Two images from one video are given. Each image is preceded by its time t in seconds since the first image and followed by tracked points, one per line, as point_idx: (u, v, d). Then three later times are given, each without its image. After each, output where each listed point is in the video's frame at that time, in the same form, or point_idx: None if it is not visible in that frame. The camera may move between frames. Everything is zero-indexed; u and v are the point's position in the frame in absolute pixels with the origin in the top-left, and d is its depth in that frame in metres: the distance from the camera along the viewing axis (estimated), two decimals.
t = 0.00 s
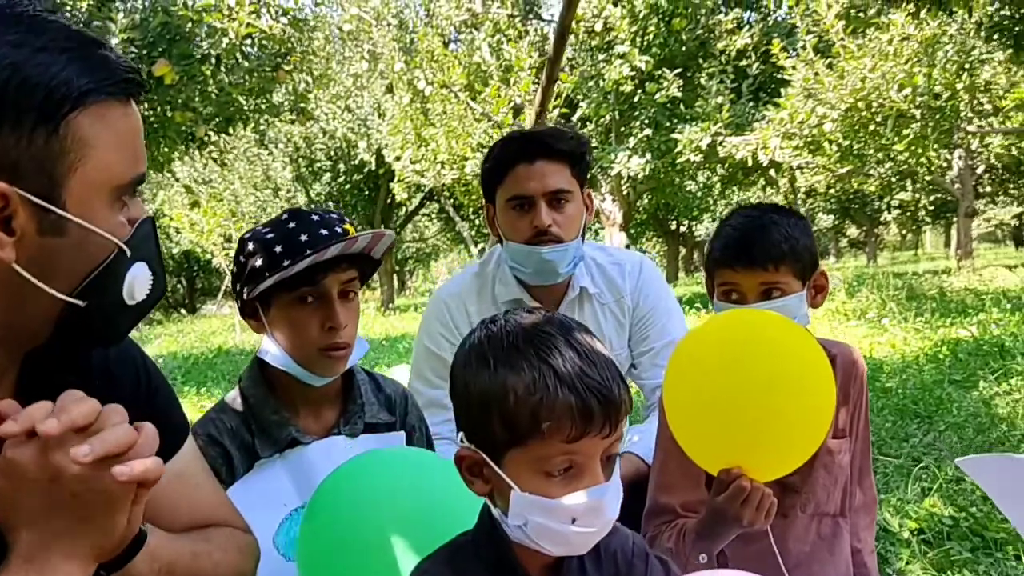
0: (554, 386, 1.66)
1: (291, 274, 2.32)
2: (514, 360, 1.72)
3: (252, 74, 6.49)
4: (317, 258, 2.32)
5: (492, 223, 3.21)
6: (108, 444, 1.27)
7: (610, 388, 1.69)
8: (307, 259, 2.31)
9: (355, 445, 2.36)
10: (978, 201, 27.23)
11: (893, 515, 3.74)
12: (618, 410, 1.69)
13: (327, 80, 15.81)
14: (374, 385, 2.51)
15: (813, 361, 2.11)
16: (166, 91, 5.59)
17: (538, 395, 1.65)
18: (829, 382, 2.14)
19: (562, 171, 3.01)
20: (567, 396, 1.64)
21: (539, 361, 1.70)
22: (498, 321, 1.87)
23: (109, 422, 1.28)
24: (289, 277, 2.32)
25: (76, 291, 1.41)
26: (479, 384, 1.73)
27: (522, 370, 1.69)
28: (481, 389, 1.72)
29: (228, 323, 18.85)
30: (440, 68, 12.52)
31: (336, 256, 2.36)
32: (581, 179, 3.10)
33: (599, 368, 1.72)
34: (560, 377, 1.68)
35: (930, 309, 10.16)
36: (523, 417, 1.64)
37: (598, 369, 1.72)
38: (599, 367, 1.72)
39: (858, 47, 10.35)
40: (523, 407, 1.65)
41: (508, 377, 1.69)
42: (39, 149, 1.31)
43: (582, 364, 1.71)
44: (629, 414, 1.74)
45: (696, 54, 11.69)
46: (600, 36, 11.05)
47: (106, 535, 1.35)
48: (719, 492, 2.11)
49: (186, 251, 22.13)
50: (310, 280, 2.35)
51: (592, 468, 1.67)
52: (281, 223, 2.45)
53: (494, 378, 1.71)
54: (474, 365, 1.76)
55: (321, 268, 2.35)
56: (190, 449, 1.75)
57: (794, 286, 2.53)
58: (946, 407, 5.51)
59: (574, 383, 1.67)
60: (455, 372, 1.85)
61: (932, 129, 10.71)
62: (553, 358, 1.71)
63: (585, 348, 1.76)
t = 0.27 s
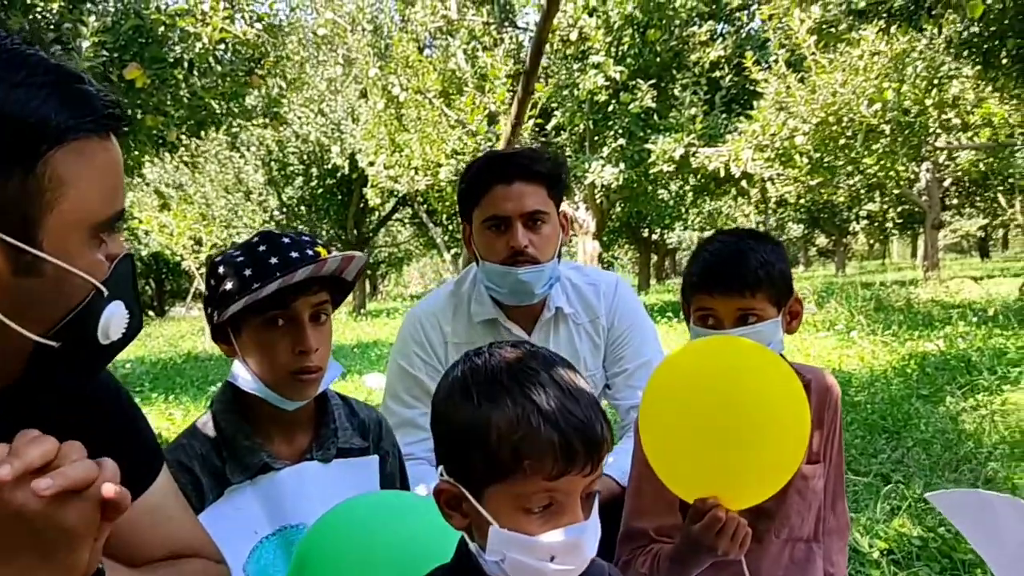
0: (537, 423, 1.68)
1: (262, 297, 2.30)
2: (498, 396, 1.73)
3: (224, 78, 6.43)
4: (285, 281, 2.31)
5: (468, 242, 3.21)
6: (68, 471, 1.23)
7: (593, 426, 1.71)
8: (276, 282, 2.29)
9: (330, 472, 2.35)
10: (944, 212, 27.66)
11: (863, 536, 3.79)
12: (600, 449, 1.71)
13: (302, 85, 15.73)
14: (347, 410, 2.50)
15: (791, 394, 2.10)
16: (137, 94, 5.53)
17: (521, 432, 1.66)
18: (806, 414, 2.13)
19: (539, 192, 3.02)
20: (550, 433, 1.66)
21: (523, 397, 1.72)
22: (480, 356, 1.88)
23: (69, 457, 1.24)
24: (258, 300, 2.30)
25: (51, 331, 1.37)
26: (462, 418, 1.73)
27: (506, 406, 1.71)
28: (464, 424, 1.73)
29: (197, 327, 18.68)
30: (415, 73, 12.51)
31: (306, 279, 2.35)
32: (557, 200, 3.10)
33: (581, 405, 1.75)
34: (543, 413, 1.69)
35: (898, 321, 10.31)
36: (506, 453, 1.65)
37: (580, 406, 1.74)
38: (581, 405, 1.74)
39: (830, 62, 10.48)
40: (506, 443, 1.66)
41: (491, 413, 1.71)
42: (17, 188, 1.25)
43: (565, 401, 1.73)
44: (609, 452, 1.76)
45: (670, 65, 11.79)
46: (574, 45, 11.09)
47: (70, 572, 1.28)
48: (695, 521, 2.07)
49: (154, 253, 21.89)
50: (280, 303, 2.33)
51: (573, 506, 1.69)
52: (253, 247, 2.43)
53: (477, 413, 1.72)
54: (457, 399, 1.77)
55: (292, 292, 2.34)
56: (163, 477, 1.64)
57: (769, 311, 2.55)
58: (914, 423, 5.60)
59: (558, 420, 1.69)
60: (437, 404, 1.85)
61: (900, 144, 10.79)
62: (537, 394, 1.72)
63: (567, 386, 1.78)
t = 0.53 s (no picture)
0: (532, 445, 1.65)
1: (242, 311, 2.25)
2: (492, 418, 1.70)
3: (211, 77, 6.36)
4: (266, 297, 2.26)
5: (456, 255, 3.18)
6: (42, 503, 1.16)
7: (587, 451, 1.70)
8: (255, 298, 2.24)
9: (311, 490, 2.30)
10: (927, 225, 27.84)
11: (846, 555, 3.79)
12: (593, 476, 1.69)
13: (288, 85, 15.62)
14: (330, 427, 2.46)
15: (783, 432, 2.06)
16: (120, 91, 5.45)
17: (516, 455, 1.64)
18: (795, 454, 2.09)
19: (528, 206, 2.98)
20: (546, 458, 1.64)
21: (519, 418, 1.69)
22: (473, 377, 1.85)
23: (48, 482, 1.18)
24: (238, 316, 2.25)
25: (28, 349, 1.34)
26: (455, 438, 1.70)
27: (501, 428, 1.67)
28: (457, 443, 1.69)
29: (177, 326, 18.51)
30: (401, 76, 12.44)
31: (287, 295, 2.30)
32: (546, 214, 3.07)
33: (575, 429, 1.73)
34: (539, 436, 1.67)
35: (880, 335, 10.33)
36: (500, 476, 1.62)
37: (575, 431, 1.72)
38: (576, 430, 1.73)
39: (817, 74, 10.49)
40: (500, 466, 1.63)
41: (485, 434, 1.68)
42: None
43: (560, 425, 1.71)
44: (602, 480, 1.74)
45: (658, 73, 11.86)
46: (563, 51, 11.05)
47: None
48: (679, 553, 2.02)
49: (135, 249, 21.70)
50: (261, 319, 2.28)
51: (563, 533, 1.66)
52: (235, 261, 2.39)
53: (470, 434, 1.68)
54: (449, 419, 1.74)
55: (273, 308, 2.28)
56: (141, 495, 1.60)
57: (758, 332, 2.52)
58: (896, 439, 5.60)
59: (553, 444, 1.67)
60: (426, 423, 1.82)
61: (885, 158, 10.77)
62: (531, 418, 1.70)
63: (562, 409, 1.76)
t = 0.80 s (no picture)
0: (531, 441, 1.67)
1: (235, 307, 2.24)
2: (493, 414, 1.71)
3: (206, 65, 6.32)
4: (257, 293, 2.24)
5: (452, 251, 3.17)
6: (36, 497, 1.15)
7: (585, 449, 1.71)
8: (248, 293, 2.23)
9: (302, 486, 2.26)
10: (920, 227, 27.93)
11: (836, 556, 3.79)
12: (590, 473, 1.71)
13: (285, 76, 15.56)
14: (324, 422, 2.42)
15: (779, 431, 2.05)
16: (115, 78, 5.40)
17: (515, 450, 1.65)
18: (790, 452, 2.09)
19: (525, 203, 2.97)
20: (544, 454, 1.66)
21: (518, 414, 1.71)
22: (471, 373, 1.86)
23: (46, 472, 1.17)
24: (229, 312, 2.24)
25: (32, 338, 1.30)
26: (454, 432, 1.72)
27: (500, 424, 1.69)
28: (456, 437, 1.71)
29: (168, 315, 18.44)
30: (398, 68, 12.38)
31: (279, 291, 2.29)
32: (543, 212, 3.06)
33: (573, 427, 1.75)
34: (537, 433, 1.69)
35: (872, 336, 10.35)
36: (499, 471, 1.63)
37: (572, 428, 1.74)
38: (573, 427, 1.74)
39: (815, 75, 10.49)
40: (499, 460, 1.64)
41: (485, 429, 1.69)
42: None
43: (559, 422, 1.73)
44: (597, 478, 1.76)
45: (656, 71, 11.84)
46: (561, 48, 11.02)
47: None
48: (671, 543, 2.03)
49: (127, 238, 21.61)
50: (253, 314, 2.27)
51: (558, 529, 1.68)
52: (228, 255, 2.38)
53: (470, 429, 1.70)
54: (449, 413, 1.75)
55: (266, 303, 2.27)
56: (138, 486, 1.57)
57: (754, 333, 2.52)
58: (887, 440, 5.61)
59: (552, 441, 1.68)
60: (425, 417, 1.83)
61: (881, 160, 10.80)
62: (532, 414, 1.71)
63: (560, 407, 1.78)
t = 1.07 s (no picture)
0: (546, 435, 1.73)
1: (243, 298, 2.25)
2: (509, 407, 1.78)
3: (212, 56, 6.33)
4: (266, 285, 2.25)
5: (460, 244, 3.18)
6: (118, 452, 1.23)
7: (597, 443, 1.78)
8: (257, 284, 2.24)
9: (306, 478, 2.28)
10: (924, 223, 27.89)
11: (836, 551, 3.82)
12: (602, 467, 1.77)
13: (290, 66, 15.55)
14: (330, 413, 2.43)
15: (781, 425, 2.06)
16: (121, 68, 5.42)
17: (530, 443, 1.72)
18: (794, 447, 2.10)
19: (533, 197, 2.98)
20: (558, 447, 1.72)
21: (533, 409, 1.77)
22: (486, 367, 1.93)
23: (139, 454, 1.26)
24: (238, 303, 2.25)
25: (52, 323, 1.47)
26: (471, 425, 1.78)
27: (515, 418, 1.76)
28: (472, 430, 1.77)
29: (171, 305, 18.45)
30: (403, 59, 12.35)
31: (288, 281, 2.29)
32: (550, 206, 3.07)
33: (587, 423, 1.81)
34: (552, 427, 1.75)
35: (875, 332, 10.35)
36: (514, 464, 1.70)
37: (586, 424, 1.81)
38: (586, 424, 1.81)
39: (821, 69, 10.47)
40: (514, 453, 1.71)
41: (501, 422, 1.76)
42: (28, 187, 1.34)
43: (573, 417, 1.80)
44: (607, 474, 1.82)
45: (661, 64, 11.82)
46: (567, 41, 10.95)
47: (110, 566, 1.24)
48: (675, 537, 2.05)
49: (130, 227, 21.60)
50: (261, 305, 2.27)
51: (569, 521, 1.74)
52: (239, 245, 2.38)
53: (486, 422, 1.77)
54: (464, 407, 1.82)
55: (273, 294, 2.27)
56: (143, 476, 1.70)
57: (761, 330, 2.53)
58: (889, 436, 5.63)
59: (565, 435, 1.75)
60: (441, 410, 1.90)
61: (886, 156, 10.80)
62: (546, 409, 1.78)
63: (574, 403, 1.85)
